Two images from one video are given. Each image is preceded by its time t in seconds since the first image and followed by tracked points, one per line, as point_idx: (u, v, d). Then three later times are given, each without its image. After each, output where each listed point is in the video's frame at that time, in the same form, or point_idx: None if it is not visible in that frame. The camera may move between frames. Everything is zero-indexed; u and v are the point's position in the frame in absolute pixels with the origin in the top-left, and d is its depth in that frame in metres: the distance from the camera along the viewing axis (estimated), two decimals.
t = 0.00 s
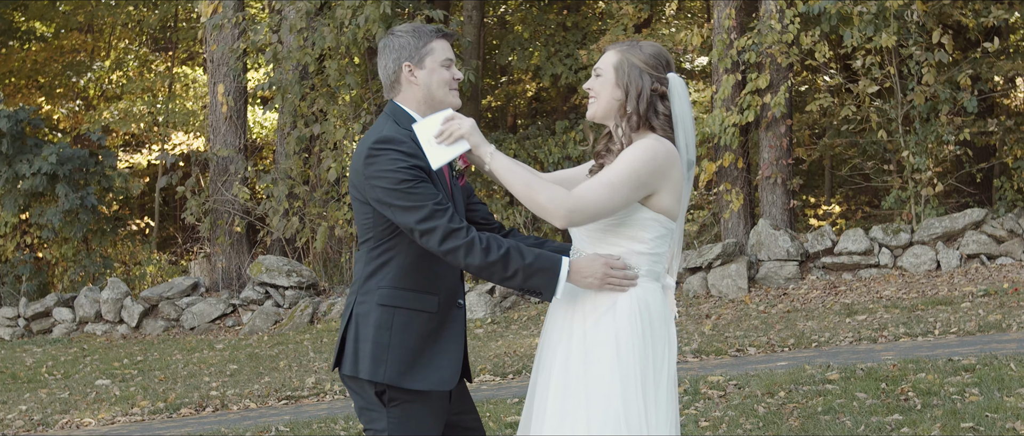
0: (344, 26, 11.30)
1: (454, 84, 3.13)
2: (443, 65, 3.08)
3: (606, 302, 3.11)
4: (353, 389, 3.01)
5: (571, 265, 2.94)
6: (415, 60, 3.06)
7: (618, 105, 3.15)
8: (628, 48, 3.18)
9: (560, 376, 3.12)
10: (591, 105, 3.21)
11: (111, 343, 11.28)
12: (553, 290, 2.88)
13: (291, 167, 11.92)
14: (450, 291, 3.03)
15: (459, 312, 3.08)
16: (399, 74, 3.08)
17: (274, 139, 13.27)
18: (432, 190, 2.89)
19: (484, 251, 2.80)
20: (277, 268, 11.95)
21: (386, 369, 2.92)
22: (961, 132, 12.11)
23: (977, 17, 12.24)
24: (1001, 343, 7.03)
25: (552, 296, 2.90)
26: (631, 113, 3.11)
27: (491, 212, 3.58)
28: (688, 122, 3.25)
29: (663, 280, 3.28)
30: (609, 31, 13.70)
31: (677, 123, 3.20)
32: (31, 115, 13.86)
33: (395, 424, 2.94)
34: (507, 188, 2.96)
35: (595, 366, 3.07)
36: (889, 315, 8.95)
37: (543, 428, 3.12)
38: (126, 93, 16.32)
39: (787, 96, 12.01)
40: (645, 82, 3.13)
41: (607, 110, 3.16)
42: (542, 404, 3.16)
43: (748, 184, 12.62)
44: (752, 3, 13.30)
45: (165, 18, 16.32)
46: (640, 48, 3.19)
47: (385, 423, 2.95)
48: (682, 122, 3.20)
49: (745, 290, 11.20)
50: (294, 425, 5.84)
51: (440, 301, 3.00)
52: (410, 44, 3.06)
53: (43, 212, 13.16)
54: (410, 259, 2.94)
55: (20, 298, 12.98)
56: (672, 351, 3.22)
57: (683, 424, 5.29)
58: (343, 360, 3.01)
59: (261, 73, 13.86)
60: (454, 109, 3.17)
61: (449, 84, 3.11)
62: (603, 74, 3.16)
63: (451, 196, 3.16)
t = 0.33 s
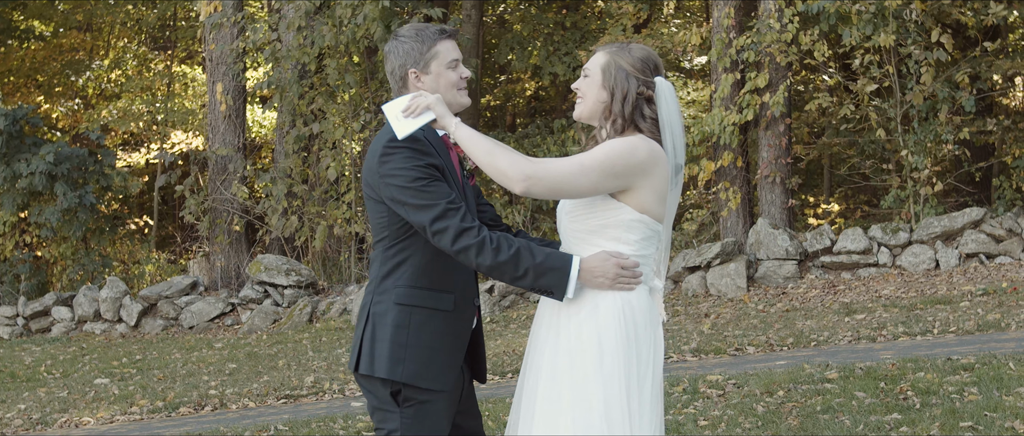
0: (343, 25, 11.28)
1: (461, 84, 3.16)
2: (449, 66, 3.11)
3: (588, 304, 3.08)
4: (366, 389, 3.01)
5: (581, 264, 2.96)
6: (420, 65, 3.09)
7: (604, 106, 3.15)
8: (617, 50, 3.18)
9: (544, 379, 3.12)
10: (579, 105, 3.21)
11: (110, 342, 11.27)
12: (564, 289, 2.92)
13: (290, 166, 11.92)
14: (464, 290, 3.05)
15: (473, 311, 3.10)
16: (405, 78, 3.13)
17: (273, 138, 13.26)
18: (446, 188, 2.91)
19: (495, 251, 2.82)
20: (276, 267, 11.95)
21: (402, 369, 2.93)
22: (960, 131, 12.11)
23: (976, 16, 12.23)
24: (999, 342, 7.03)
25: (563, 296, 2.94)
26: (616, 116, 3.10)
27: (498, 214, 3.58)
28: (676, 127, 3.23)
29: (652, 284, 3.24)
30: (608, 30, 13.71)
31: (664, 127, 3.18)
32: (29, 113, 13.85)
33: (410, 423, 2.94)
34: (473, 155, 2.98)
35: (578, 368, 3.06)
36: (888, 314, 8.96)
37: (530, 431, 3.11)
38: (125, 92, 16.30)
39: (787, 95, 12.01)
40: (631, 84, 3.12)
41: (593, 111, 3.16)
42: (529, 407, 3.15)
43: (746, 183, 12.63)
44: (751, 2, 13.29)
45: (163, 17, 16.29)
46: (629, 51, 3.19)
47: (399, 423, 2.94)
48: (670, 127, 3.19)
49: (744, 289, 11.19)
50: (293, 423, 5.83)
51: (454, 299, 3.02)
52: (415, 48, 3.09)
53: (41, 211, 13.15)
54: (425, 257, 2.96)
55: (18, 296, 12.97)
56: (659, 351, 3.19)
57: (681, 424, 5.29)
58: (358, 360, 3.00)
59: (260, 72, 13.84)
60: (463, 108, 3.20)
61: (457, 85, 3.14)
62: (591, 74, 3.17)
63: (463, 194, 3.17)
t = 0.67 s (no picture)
0: (341, 24, 11.27)
1: (469, 84, 3.16)
2: (456, 66, 3.11)
3: (575, 303, 3.07)
4: (381, 387, 3.04)
5: (577, 262, 2.95)
6: (427, 66, 3.10)
7: (586, 108, 3.15)
8: (605, 51, 3.18)
9: (530, 378, 3.12)
10: (564, 104, 3.22)
11: (109, 341, 11.27)
12: (560, 288, 2.91)
13: (289, 166, 11.92)
14: (476, 287, 3.05)
15: (485, 306, 3.10)
16: (411, 78, 3.14)
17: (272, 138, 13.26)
18: (449, 186, 2.92)
19: (492, 249, 2.80)
20: (274, 267, 11.94)
21: (413, 365, 2.94)
22: (959, 131, 12.11)
23: (975, 17, 12.23)
24: (998, 342, 7.04)
25: (559, 295, 2.93)
26: (597, 118, 3.11)
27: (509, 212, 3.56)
28: (662, 130, 3.21)
29: (639, 285, 3.21)
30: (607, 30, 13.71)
31: (646, 130, 3.15)
32: (28, 113, 13.87)
33: (422, 420, 2.95)
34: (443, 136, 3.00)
35: (562, 368, 3.05)
36: (886, 314, 8.96)
37: (517, 430, 3.12)
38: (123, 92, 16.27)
39: (786, 95, 12.01)
40: (614, 87, 3.12)
41: (576, 112, 3.16)
42: (516, 405, 3.16)
43: (745, 183, 12.62)
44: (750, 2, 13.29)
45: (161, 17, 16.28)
46: (616, 53, 3.18)
47: (411, 419, 2.95)
48: (653, 131, 3.17)
49: (743, 289, 11.19)
50: (291, 424, 5.83)
51: (465, 296, 3.02)
52: (421, 48, 3.10)
53: (40, 210, 13.14)
54: (433, 255, 2.97)
55: (16, 296, 12.96)
56: (646, 353, 3.18)
57: (680, 423, 5.29)
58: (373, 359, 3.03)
59: (259, 72, 13.83)
60: (470, 106, 3.21)
61: (462, 84, 3.14)
62: (576, 75, 3.17)
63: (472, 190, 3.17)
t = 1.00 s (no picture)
0: (340, 24, 11.26)
1: (474, 85, 3.15)
2: (462, 67, 3.09)
3: (561, 303, 3.05)
4: (391, 382, 3.07)
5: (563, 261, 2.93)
6: (432, 67, 3.10)
7: (568, 107, 3.14)
8: (590, 52, 3.17)
9: (516, 378, 3.11)
10: (548, 104, 3.22)
11: (107, 342, 11.26)
12: (546, 287, 2.89)
13: (288, 166, 11.91)
14: (478, 282, 3.04)
15: (488, 302, 3.09)
16: (417, 78, 3.15)
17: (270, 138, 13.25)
18: (443, 183, 2.92)
19: (480, 248, 2.80)
20: (273, 267, 11.93)
21: (415, 360, 2.96)
22: (958, 131, 12.12)
23: (973, 17, 12.22)
24: (997, 342, 7.04)
25: (547, 294, 2.91)
26: (578, 119, 3.11)
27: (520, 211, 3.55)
28: (645, 130, 3.19)
29: (629, 284, 3.17)
30: (606, 30, 13.71)
31: (627, 130, 3.14)
32: (28, 113, 13.87)
33: (429, 412, 2.95)
34: (420, 128, 2.99)
35: (548, 368, 3.04)
36: (885, 314, 8.97)
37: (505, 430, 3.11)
38: (121, 93, 16.24)
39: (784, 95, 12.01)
40: (595, 86, 3.11)
41: (559, 111, 3.16)
42: (504, 405, 3.15)
43: (744, 183, 12.62)
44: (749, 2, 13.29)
45: (160, 17, 16.26)
46: (601, 53, 3.17)
47: (419, 410, 2.97)
48: (635, 131, 3.16)
49: (741, 289, 11.20)
50: (290, 424, 5.83)
51: (466, 292, 3.02)
52: (425, 49, 3.08)
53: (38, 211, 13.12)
54: (431, 251, 2.98)
55: (15, 296, 12.94)
56: (635, 355, 3.16)
57: (678, 423, 5.29)
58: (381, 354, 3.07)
59: (258, 72, 13.83)
60: (476, 105, 3.20)
61: (468, 85, 3.13)
62: (560, 74, 3.17)
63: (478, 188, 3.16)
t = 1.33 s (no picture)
0: (338, 24, 11.24)
1: (479, 88, 3.14)
2: (467, 71, 3.09)
3: (546, 302, 3.04)
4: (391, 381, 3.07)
5: (552, 262, 2.93)
6: (437, 68, 3.10)
7: (553, 107, 3.14)
8: (578, 52, 3.17)
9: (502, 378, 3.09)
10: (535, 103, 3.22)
11: (105, 343, 11.25)
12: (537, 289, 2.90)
13: (286, 167, 11.90)
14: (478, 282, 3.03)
15: (489, 301, 3.09)
16: (423, 77, 3.16)
17: (269, 139, 13.24)
18: (436, 186, 2.92)
19: (468, 252, 2.80)
20: (272, 268, 11.93)
21: (414, 361, 2.96)
22: (956, 132, 12.13)
23: (971, 18, 12.22)
24: (995, 343, 7.05)
25: (537, 295, 2.92)
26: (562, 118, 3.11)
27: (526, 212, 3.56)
28: (630, 131, 3.18)
29: (616, 284, 3.17)
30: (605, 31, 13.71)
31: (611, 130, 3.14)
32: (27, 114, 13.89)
33: (427, 412, 2.96)
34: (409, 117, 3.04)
35: (532, 369, 3.03)
36: (883, 315, 8.98)
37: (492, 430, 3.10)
38: (120, 93, 16.23)
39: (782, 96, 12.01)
40: (581, 86, 3.11)
41: (545, 111, 3.16)
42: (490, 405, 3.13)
43: (742, 184, 12.62)
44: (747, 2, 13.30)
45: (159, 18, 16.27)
46: (589, 54, 3.17)
47: (416, 410, 2.97)
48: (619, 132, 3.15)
49: (740, 290, 11.19)
50: (288, 425, 5.83)
51: (464, 293, 3.01)
52: (430, 50, 3.07)
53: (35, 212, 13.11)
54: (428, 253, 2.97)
55: (13, 297, 12.92)
56: (622, 356, 3.15)
57: (677, 424, 5.29)
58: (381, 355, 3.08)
59: (257, 72, 13.83)
60: (479, 109, 3.20)
61: (473, 89, 3.13)
62: (547, 74, 3.17)
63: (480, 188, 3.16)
